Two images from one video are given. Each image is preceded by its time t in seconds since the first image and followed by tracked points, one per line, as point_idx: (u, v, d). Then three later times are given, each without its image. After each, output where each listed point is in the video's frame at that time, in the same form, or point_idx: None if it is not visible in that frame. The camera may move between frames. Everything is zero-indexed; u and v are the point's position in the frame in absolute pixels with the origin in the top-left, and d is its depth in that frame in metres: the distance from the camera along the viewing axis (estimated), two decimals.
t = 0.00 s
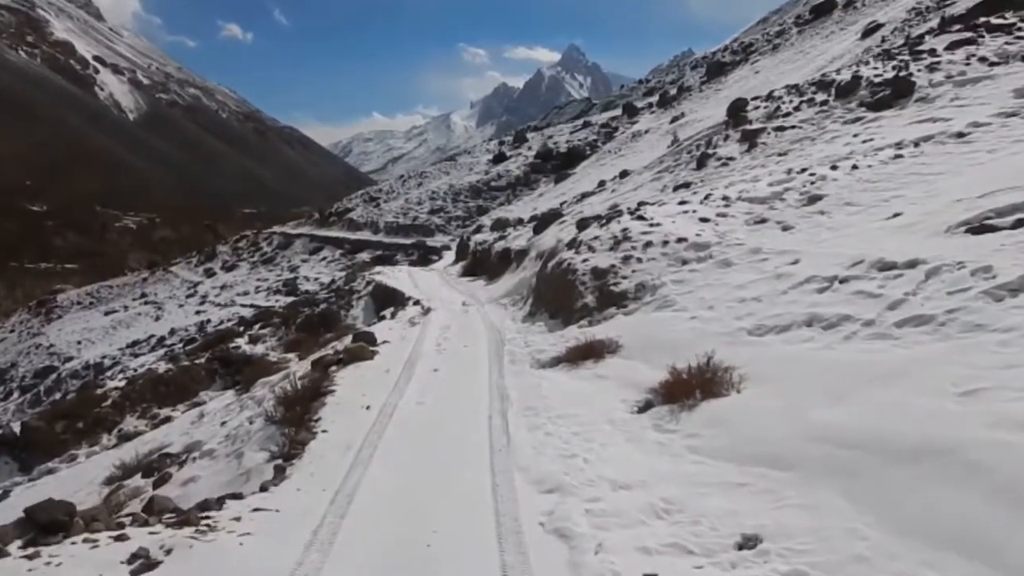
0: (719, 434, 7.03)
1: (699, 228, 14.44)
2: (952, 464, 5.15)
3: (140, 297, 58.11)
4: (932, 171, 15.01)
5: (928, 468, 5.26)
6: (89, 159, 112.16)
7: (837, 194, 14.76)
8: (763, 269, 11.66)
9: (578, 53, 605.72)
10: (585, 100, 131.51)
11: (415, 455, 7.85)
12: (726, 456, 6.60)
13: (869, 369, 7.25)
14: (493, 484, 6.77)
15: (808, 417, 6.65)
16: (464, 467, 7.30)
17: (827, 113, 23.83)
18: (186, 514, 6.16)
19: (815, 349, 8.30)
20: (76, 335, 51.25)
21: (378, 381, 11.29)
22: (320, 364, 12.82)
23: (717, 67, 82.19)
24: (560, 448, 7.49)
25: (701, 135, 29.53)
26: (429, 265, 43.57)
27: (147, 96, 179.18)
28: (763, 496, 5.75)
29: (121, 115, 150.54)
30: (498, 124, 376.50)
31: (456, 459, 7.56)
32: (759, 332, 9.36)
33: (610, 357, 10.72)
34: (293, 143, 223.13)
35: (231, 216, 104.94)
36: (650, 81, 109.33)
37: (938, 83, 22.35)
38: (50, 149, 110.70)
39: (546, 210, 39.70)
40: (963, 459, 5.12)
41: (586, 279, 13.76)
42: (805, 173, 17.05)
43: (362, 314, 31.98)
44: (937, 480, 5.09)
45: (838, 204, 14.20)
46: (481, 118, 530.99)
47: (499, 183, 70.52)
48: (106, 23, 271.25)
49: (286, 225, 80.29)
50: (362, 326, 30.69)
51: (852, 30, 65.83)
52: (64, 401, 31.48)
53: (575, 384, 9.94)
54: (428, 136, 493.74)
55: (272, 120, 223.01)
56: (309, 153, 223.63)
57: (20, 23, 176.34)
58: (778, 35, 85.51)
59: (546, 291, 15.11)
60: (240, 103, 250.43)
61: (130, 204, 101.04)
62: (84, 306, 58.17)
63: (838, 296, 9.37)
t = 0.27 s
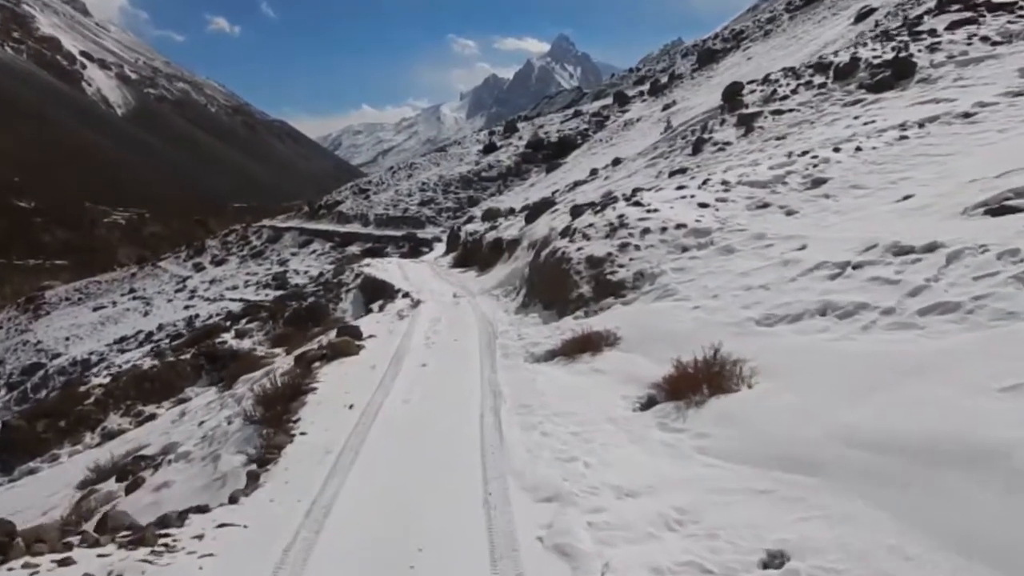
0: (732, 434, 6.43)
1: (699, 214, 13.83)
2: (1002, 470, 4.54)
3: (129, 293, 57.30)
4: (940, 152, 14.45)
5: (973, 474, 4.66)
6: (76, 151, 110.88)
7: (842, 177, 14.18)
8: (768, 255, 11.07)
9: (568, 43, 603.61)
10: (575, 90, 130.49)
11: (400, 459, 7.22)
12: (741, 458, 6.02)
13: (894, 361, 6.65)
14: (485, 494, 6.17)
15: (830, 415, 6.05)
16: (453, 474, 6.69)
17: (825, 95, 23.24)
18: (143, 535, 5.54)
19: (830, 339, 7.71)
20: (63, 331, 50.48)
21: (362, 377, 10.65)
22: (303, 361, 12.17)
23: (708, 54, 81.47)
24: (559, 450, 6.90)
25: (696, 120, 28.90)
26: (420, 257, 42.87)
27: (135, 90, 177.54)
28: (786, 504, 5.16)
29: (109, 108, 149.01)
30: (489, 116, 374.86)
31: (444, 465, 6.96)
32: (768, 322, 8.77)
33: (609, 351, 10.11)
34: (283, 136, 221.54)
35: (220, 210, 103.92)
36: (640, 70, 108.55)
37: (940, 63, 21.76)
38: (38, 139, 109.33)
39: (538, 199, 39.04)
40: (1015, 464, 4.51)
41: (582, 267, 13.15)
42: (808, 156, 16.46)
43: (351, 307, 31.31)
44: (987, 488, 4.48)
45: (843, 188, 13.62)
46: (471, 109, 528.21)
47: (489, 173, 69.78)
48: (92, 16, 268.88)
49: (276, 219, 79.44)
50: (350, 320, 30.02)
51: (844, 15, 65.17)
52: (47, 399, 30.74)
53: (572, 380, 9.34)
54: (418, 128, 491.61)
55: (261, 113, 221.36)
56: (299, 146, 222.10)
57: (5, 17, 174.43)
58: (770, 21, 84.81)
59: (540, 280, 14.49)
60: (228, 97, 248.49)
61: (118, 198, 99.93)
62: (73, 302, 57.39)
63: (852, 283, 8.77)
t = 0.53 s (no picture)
0: (754, 439, 5.72)
1: (702, 199, 13.11)
2: None
3: (116, 286, 56.31)
4: (952, 130, 13.77)
5: None
6: (61, 142, 109.37)
7: (850, 159, 13.50)
8: (778, 241, 10.36)
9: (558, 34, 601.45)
10: (564, 79, 129.34)
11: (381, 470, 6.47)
12: (767, 466, 5.31)
13: (934, 353, 5.93)
14: (476, 512, 5.44)
15: (868, 415, 5.34)
16: (440, 488, 5.96)
17: (825, 77, 22.55)
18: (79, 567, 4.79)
19: (855, 330, 7.00)
20: (48, 325, 49.52)
21: (344, 375, 9.91)
22: (282, 357, 11.41)
23: (699, 42, 80.67)
24: (558, 458, 6.19)
25: (691, 105, 28.17)
26: (409, 249, 42.06)
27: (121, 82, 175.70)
28: (825, 523, 4.46)
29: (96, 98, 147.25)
30: (478, 107, 372.91)
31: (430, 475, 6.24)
32: (784, 313, 8.06)
33: (609, 346, 9.38)
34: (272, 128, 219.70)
35: (208, 202, 102.67)
36: (631, 59, 107.64)
37: (943, 42, 21.08)
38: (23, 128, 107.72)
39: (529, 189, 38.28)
40: None
41: (578, 257, 12.41)
42: (812, 137, 15.77)
43: (338, 300, 30.50)
44: None
45: (853, 170, 12.93)
46: (460, 101, 526.00)
47: (479, 164, 68.92)
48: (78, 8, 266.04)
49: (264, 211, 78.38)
50: (337, 313, 29.22)
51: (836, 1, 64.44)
52: (26, 395, 29.84)
53: (570, 379, 8.61)
54: (407, 120, 489.23)
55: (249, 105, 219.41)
56: (287, 138, 220.29)
57: None
58: (760, 8, 84.01)
59: (533, 271, 13.75)
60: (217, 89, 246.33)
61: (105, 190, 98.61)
62: (59, 296, 56.40)
63: (874, 270, 8.08)
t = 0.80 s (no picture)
0: (797, 462, 4.95)
1: (711, 191, 12.38)
2: None
3: (107, 282, 55.42)
4: (975, 118, 13.05)
5: None
6: (53, 136, 108.24)
7: (867, 149, 12.78)
8: (798, 235, 9.61)
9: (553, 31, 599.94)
10: (560, 76, 128.40)
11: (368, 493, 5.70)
12: (818, 499, 4.54)
13: (999, 360, 5.16)
14: (475, 550, 4.67)
15: (934, 434, 4.56)
16: (431, 517, 5.19)
17: (832, 67, 21.82)
18: None
19: (899, 333, 6.25)
20: (38, 322, 48.67)
21: (329, 380, 9.11)
22: (264, 359, 10.60)
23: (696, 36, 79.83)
24: (568, 482, 5.43)
25: (692, 97, 27.45)
26: (404, 246, 41.24)
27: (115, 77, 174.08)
28: (893, 568, 3.70)
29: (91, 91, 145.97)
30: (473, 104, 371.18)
31: (421, 501, 5.47)
32: (813, 314, 7.31)
33: (617, 349, 8.62)
34: (266, 124, 218.41)
35: (201, 198, 101.60)
36: (626, 54, 106.77)
37: (956, 29, 20.34)
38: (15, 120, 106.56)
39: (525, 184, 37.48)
40: None
41: (581, 252, 11.65)
42: (824, 127, 15.05)
43: (329, 298, 29.70)
44: None
45: (871, 160, 12.21)
46: (455, 97, 524.49)
47: (474, 160, 68.07)
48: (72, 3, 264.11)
49: (258, 207, 77.49)
50: (328, 311, 28.42)
51: None
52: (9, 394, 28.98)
53: (576, 386, 7.85)
54: (402, 116, 487.14)
55: (243, 101, 218.02)
56: (281, 134, 218.96)
57: None
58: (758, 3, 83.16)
59: (532, 267, 12.99)
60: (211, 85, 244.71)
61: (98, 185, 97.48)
62: (49, 292, 55.53)
63: (911, 265, 7.33)
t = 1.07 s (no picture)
0: (847, 489, 4.31)
1: (724, 189, 11.72)
2: None
3: (103, 285, 54.71)
4: (999, 111, 12.40)
5: None
6: (51, 136, 107.56)
7: (888, 144, 12.13)
8: (821, 234, 8.95)
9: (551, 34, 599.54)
10: (558, 78, 127.69)
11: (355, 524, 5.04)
12: (877, 538, 3.88)
13: None
14: None
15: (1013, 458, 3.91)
16: (423, 556, 4.54)
17: (841, 63, 21.19)
18: None
19: (948, 341, 5.60)
20: (31, 325, 47.97)
21: (316, 391, 8.46)
22: (249, 369, 9.93)
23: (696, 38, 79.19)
24: (582, 515, 4.77)
25: (695, 95, 26.80)
26: (401, 248, 40.58)
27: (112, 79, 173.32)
28: None
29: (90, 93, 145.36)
30: (472, 107, 370.38)
31: (412, 536, 4.82)
32: (845, 319, 6.65)
33: (628, 358, 7.96)
34: (264, 127, 217.69)
35: (198, 201, 100.81)
36: (625, 56, 106.12)
37: (969, 23, 19.70)
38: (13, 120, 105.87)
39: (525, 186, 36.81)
40: None
41: (586, 253, 11.00)
42: (838, 122, 14.40)
43: (325, 302, 29.02)
44: None
45: (892, 156, 11.55)
46: (454, 101, 523.96)
47: (473, 162, 67.39)
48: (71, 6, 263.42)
49: (255, 210, 76.77)
50: (323, 315, 27.74)
51: None
52: None
53: (585, 398, 7.19)
54: (401, 120, 486.33)
55: (242, 104, 217.33)
56: (280, 137, 218.19)
57: None
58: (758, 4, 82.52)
59: (533, 270, 12.33)
60: (209, 88, 243.90)
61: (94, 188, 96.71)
62: (44, 296, 54.84)
63: (953, 265, 6.66)
